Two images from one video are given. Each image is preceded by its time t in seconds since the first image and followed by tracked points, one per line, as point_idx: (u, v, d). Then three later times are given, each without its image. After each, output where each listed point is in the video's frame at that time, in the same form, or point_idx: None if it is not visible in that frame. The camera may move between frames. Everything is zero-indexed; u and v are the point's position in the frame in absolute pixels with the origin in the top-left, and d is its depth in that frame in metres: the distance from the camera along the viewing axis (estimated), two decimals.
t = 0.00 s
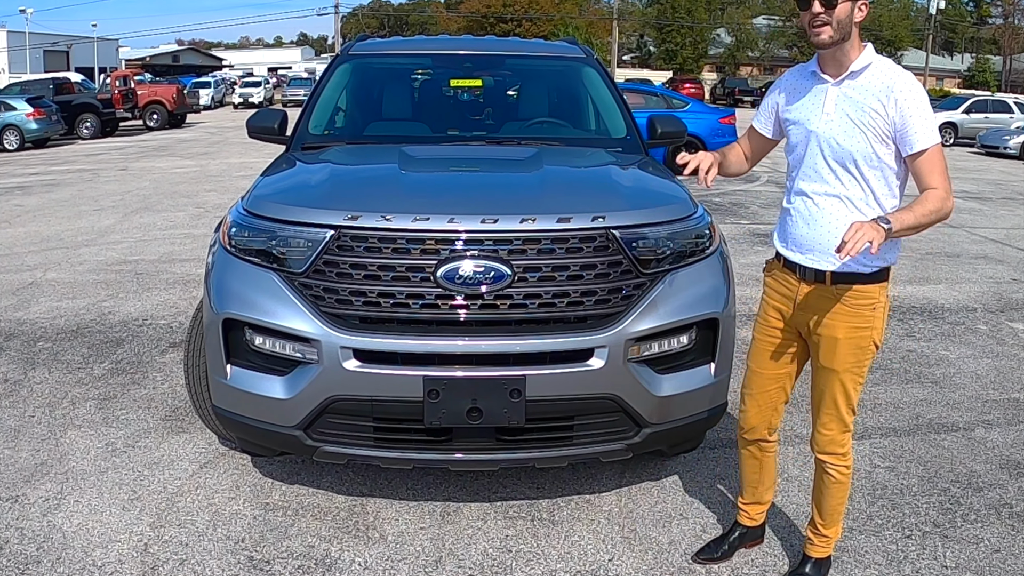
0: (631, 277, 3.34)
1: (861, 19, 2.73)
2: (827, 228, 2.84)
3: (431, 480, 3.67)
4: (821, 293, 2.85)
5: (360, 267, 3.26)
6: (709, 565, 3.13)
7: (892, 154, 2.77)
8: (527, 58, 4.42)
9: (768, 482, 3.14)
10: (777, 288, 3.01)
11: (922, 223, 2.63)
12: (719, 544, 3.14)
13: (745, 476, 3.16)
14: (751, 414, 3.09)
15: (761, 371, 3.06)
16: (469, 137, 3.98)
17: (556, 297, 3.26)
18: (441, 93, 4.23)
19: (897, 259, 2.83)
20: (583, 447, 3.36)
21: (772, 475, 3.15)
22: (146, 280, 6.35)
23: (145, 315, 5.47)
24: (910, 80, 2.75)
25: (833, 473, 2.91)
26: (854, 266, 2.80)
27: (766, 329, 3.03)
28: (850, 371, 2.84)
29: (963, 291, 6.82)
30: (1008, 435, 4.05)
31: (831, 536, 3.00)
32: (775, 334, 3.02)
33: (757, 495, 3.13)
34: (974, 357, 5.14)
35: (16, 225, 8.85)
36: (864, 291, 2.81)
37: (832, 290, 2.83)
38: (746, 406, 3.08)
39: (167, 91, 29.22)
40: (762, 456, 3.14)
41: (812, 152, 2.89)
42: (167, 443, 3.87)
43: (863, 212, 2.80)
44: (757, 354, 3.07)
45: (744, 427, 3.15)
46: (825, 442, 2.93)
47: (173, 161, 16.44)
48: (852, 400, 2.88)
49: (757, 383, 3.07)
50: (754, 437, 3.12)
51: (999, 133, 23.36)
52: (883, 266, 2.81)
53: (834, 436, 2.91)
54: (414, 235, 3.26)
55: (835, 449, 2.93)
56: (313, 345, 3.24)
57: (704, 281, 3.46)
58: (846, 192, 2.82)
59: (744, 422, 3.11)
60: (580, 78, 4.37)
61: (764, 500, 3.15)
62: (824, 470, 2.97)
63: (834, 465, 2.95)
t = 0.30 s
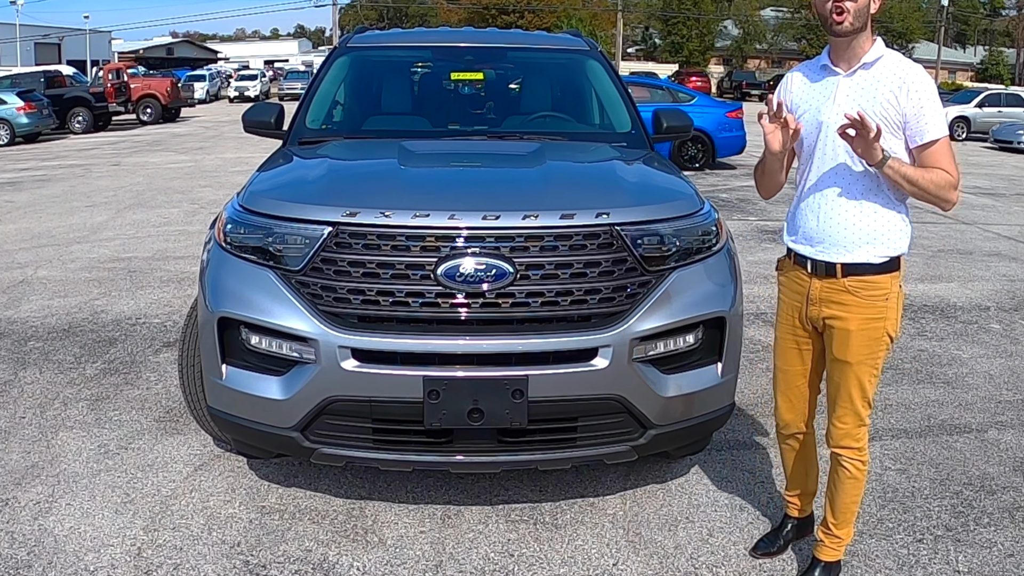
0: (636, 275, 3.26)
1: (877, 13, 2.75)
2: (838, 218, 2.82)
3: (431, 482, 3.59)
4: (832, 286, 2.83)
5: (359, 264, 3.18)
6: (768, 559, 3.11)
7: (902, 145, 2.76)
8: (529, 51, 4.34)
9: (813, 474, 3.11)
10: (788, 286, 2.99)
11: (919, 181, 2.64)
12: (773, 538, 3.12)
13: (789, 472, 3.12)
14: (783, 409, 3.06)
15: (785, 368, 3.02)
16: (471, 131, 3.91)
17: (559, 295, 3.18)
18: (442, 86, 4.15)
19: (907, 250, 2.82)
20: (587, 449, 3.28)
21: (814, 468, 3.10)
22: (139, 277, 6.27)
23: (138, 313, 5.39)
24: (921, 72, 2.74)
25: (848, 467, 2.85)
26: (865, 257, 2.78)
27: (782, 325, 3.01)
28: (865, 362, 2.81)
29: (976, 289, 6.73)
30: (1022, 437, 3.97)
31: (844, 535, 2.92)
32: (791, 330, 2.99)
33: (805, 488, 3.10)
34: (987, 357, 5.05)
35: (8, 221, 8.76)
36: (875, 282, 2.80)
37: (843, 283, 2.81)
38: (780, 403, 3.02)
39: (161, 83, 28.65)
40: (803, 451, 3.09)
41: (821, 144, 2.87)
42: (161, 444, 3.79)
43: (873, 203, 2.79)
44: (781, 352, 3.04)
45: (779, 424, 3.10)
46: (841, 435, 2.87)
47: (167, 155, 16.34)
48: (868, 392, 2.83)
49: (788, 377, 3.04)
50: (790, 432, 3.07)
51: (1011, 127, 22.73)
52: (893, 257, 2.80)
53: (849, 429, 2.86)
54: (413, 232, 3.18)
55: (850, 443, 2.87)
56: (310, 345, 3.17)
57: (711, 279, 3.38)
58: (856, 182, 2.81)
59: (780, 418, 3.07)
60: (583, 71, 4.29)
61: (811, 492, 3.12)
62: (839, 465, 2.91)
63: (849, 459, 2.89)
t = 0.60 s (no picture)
0: (641, 273, 3.18)
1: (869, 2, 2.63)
2: (846, 212, 2.76)
3: (431, 485, 3.50)
4: (843, 274, 2.79)
5: (357, 262, 3.10)
6: (775, 563, 3.04)
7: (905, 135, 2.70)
8: (532, 43, 4.26)
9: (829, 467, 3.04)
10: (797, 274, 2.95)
11: (932, 232, 2.65)
12: (782, 543, 3.05)
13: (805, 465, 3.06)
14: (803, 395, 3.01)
15: (801, 356, 2.97)
16: (472, 126, 3.83)
17: (562, 293, 3.11)
18: (442, 79, 4.07)
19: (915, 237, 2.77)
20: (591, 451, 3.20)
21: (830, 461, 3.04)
22: (132, 275, 6.19)
23: (131, 312, 5.31)
24: (921, 61, 2.66)
25: (855, 460, 2.79)
26: (874, 247, 2.74)
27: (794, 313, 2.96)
28: (874, 349, 2.76)
29: (989, 287, 6.65)
30: None
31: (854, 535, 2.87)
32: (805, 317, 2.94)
33: (818, 487, 3.03)
34: (1001, 356, 4.97)
35: None
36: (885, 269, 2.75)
37: (854, 271, 2.77)
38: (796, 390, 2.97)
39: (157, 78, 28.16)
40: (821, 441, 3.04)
41: (824, 136, 2.80)
42: (154, 446, 3.70)
43: (879, 193, 2.74)
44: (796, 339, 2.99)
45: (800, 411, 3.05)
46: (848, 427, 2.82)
47: (161, 150, 16.24)
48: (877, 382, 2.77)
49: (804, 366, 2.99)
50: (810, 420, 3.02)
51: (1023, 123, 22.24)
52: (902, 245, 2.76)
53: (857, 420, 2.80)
54: (413, 229, 3.10)
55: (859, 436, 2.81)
56: (307, 344, 3.09)
57: (718, 276, 3.31)
58: (861, 174, 2.75)
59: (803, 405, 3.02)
60: (587, 64, 4.21)
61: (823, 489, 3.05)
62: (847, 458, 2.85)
63: (857, 453, 2.83)
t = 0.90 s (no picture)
0: (647, 271, 3.11)
1: None
2: (856, 205, 2.70)
3: (432, 488, 3.42)
4: (853, 265, 2.72)
5: (356, 259, 3.03)
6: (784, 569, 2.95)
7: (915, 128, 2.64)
8: (534, 35, 4.18)
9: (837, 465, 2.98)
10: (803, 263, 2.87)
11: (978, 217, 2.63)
12: (791, 547, 2.97)
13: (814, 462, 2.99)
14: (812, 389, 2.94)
15: (810, 348, 2.90)
16: (473, 120, 3.75)
17: (565, 291, 3.03)
18: (443, 72, 3.99)
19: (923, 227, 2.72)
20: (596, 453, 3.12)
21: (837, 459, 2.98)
22: (125, 273, 6.11)
23: (124, 311, 5.22)
24: (930, 54, 2.59)
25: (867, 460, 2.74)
26: (886, 240, 2.68)
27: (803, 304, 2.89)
28: (885, 341, 2.70)
29: (1003, 285, 6.57)
30: None
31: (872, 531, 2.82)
32: (814, 308, 2.86)
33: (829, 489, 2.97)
34: (1015, 356, 4.89)
35: None
36: (894, 259, 2.69)
37: (864, 261, 2.70)
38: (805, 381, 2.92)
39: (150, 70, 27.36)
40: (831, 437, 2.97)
41: (832, 128, 2.72)
42: (147, 448, 3.62)
43: (890, 186, 2.68)
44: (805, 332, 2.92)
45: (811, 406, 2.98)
46: (859, 422, 2.76)
47: (155, 145, 16.14)
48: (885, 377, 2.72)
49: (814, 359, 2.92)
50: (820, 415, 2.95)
51: None
52: (912, 237, 2.70)
53: (869, 415, 2.74)
54: (412, 225, 3.02)
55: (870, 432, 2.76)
56: (304, 343, 3.01)
57: (726, 274, 3.23)
58: (871, 167, 2.68)
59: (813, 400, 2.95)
60: (590, 56, 4.13)
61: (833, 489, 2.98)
62: (858, 455, 2.79)
63: (868, 449, 2.78)
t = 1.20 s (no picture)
0: (652, 268, 3.03)
1: None
2: (878, 198, 2.64)
3: (432, 491, 3.33)
4: (872, 264, 2.67)
5: (354, 256, 2.95)
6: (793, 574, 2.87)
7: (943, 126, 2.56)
8: (537, 26, 4.10)
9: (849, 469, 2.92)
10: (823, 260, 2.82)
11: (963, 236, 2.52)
12: (801, 552, 2.89)
13: (824, 465, 2.94)
14: (827, 388, 2.89)
15: (828, 346, 2.86)
16: (474, 113, 3.67)
17: (569, 289, 2.95)
18: (443, 64, 3.91)
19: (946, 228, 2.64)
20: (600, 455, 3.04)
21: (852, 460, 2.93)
22: (117, 270, 6.02)
23: (117, 309, 5.14)
24: (964, 51, 2.52)
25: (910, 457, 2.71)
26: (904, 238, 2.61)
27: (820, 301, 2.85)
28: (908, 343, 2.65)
29: (1016, 283, 6.49)
30: None
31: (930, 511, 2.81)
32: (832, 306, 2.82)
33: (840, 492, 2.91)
34: None
35: None
36: (916, 260, 2.63)
37: (884, 261, 2.65)
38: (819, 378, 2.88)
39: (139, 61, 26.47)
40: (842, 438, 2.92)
41: (860, 120, 2.67)
42: (140, 450, 3.53)
43: (913, 183, 2.61)
44: (821, 330, 2.87)
45: (824, 406, 2.93)
46: (893, 421, 2.73)
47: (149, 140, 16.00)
48: (913, 375, 2.68)
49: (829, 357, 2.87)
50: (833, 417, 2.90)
51: None
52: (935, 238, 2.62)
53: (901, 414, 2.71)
54: (412, 222, 2.94)
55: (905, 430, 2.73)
56: (300, 343, 2.93)
57: (734, 272, 3.15)
58: (896, 161, 2.62)
59: (826, 401, 2.90)
60: (595, 48, 4.05)
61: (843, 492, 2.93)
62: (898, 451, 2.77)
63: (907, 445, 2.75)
